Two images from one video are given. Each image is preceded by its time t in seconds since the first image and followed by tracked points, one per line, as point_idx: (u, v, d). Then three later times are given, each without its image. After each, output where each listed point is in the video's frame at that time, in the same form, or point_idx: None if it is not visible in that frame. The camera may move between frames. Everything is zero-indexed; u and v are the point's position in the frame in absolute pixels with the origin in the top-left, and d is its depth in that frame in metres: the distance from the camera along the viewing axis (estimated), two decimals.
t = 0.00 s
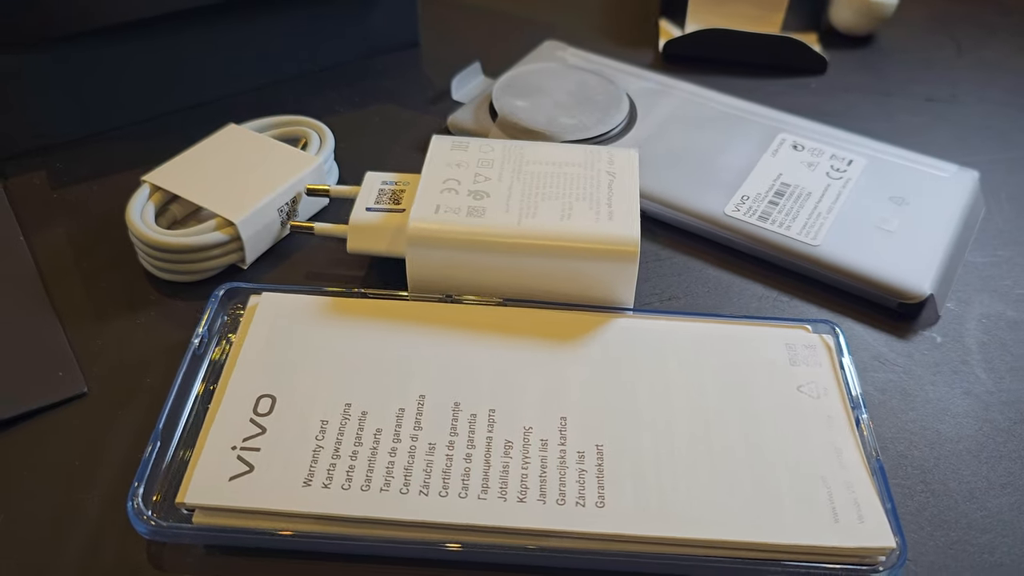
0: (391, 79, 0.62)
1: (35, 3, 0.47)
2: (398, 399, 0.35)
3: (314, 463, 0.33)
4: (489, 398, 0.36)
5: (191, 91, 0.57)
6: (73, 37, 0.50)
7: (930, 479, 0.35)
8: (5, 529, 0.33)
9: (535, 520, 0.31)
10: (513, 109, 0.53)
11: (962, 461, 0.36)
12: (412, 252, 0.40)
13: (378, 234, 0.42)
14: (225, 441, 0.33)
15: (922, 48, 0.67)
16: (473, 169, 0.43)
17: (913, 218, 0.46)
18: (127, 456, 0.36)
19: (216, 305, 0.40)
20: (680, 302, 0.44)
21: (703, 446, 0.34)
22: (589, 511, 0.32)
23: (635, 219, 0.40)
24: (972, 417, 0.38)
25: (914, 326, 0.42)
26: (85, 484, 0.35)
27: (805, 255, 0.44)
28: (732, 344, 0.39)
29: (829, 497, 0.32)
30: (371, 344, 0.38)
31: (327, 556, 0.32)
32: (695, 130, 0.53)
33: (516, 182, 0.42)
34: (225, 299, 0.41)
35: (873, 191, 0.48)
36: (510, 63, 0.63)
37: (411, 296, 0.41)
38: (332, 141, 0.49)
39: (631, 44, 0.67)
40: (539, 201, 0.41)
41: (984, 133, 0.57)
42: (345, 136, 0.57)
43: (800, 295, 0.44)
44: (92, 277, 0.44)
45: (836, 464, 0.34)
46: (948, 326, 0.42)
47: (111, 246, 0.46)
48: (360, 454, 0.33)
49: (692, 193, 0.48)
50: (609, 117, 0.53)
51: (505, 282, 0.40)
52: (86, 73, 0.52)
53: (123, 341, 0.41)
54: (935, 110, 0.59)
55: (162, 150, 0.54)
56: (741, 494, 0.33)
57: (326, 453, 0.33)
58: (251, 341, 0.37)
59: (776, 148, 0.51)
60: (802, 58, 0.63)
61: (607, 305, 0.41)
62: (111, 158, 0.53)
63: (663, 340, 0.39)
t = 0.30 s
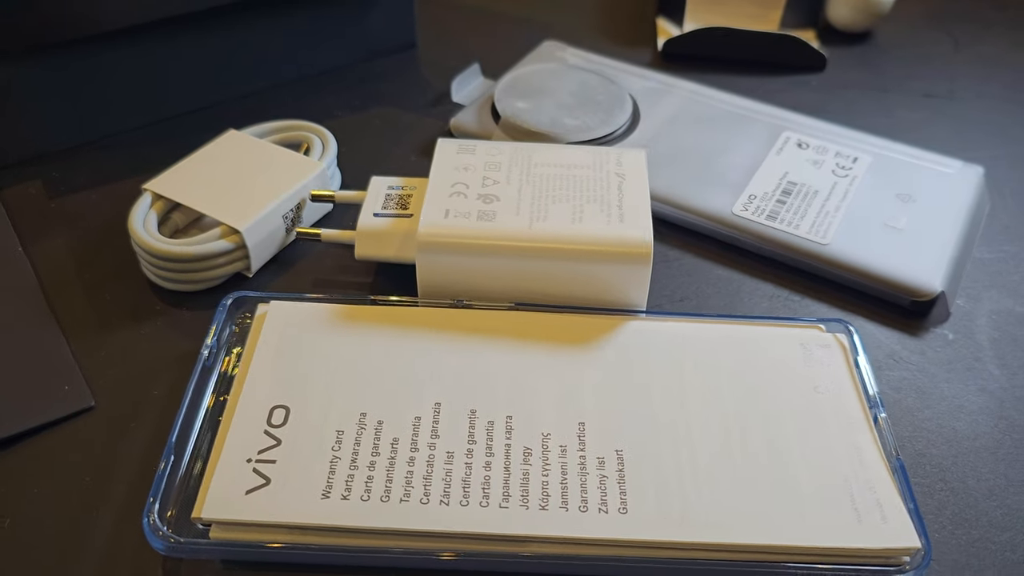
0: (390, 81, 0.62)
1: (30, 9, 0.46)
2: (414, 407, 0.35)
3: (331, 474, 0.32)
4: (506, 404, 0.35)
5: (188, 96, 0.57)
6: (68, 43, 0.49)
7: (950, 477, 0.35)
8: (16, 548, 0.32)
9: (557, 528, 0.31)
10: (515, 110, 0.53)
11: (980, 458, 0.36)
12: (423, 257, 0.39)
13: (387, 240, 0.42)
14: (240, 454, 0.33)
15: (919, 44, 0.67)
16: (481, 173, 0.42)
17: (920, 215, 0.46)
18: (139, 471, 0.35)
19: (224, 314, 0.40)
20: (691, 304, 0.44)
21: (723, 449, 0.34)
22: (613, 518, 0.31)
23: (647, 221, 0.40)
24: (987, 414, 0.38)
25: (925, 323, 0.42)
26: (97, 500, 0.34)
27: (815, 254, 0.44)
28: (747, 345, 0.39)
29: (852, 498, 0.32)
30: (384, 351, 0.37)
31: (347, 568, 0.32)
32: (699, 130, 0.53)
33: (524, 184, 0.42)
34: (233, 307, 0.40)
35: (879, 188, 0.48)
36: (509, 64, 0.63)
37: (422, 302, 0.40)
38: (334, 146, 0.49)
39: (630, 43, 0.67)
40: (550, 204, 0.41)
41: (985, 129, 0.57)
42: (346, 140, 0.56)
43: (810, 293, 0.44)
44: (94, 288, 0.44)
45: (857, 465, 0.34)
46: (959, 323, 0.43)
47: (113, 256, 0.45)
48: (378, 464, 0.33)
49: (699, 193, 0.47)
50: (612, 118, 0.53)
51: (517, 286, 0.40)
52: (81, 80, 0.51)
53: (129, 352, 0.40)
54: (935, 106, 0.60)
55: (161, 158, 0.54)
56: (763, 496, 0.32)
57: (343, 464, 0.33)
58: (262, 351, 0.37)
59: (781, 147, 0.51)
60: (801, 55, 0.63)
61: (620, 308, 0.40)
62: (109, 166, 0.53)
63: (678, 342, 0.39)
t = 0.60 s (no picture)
0: (389, 82, 0.62)
1: (28, 13, 0.46)
2: (430, 408, 0.35)
3: (350, 476, 0.32)
4: (522, 403, 0.35)
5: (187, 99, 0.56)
6: (66, 48, 0.49)
7: (962, 467, 0.36)
8: (33, 557, 0.32)
9: (579, 524, 0.31)
10: (518, 109, 0.53)
11: (990, 447, 0.36)
12: (434, 257, 0.39)
13: (396, 241, 0.42)
14: (257, 458, 0.33)
15: (913, 38, 0.68)
16: (489, 172, 0.42)
17: (923, 208, 0.47)
18: (154, 477, 0.35)
19: (234, 317, 0.39)
20: (699, 300, 0.44)
21: (739, 443, 0.34)
22: (633, 514, 0.31)
23: (656, 219, 0.40)
24: (995, 404, 0.39)
25: (931, 315, 0.43)
26: (113, 507, 0.34)
27: (820, 248, 0.45)
28: (757, 340, 0.39)
29: (868, 488, 0.33)
30: (398, 352, 0.37)
31: (369, 569, 0.32)
32: (701, 126, 0.53)
33: (533, 183, 0.42)
34: (243, 311, 0.40)
35: (881, 182, 0.48)
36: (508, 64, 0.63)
37: (433, 302, 0.40)
38: (338, 147, 0.49)
39: (627, 41, 0.67)
40: (559, 202, 0.41)
41: (981, 122, 0.58)
42: (347, 141, 0.56)
43: (817, 287, 0.44)
44: (100, 293, 0.43)
45: (872, 456, 0.34)
46: (964, 314, 0.43)
47: (118, 261, 0.45)
48: (397, 465, 0.33)
49: (704, 190, 0.48)
50: (614, 116, 0.53)
51: (528, 284, 0.40)
52: (80, 84, 0.51)
53: (138, 358, 0.40)
54: (931, 100, 0.60)
55: (162, 162, 0.53)
56: (781, 489, 0.33)
57: (362, 465, 0.33)
58: (275, 354, 0.37)
59: (783, 143, 0.52)
60: (798, 51, 0.64)
61: (631, 305, 0.41)
62: (109, 171, 0.52)
63: (689, 338, 0.39)
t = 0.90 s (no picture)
0: (390, 82, 0.62)
1: (29, 17, 0.45)
2: (449, 409, 0.35)
3: (373, 479, 0.32)
4: (540, 402, 0.35)
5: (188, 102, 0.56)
6: (67, 52, 0.48)
7: (977, 458, 0.36)
8: (53, 567, 0.32)
9: (603, 523, 0.31)
10: (522, 109, 0.53)
11: (1005, 438, 0.37)
12: (447, 258, 0.39)
13: (407, 242, 0.41)
14: (278, 463, 0.32)
15: (909, 34, 0.68)
16: (499, 172, 0.42)
17: (928, 201, 0.47)
18: (172, 484, 0.35)
19: (247, 322, 0.39)
20: (710, 296, 0.44)
21: (758, 439, 0.34)
22: (657, 511, 0.31)
23: (668, 217, 0.40)
24: (1006, 395, 0.39)
25: (939, 308, 0.43)
26: (132, 516, 0.34)
27: (828, 243, 0.45)
28: (771, 335, 0.39)
29: (887, 481, 0.33)
30: (414, 354, 0.37)
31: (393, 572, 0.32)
32: (705, 123, 0.53)
33: (543, 183, 0.42)
34: (255, 315, 0.40)
35: (885, 177, 0.49)
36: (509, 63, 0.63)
37: (446, 303, 0.40)
38: (344, 149, 0.49)
39: (626, 39, 0.67)
40: (571, 201, 0.41)
41: (980, 115, 0.58)
42: (351, 143, 0.56)
43: (826, 282, 0.45)
44: (108, 299, 0.43)
45: (890, 448, 0.34)
46: (972, 306, 0.43)
47: (125, 267, 0.45)
48: (419, 467, 0.33)
49: (711, 187, 0.48)
50: (619, 114, 0.53)
51: (542, 284, 0.40)
52: (81, 89, 0.50)
53: (150, 364, 0.40)
54: (929, 94, 0.61)
55: (164, 166, 0.53)
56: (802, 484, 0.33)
57: (384, 468, 0.33)
58: (290, 358, 0.37)
59: (787, 139, 0.52)
60: (796, 47, 0.64)
61: (644, 303, 0.41)
62: (111, 175, 0.52)
63: (703, 335, 0.39)
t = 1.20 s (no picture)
0: (391, 82, 0.61)
1: (33, 21, 0.45)
2: (470, 408, 0.35)
3: (398, 480, 0.32)
4: (561, 399, 0.36)
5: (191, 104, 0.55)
6: (70, 56, 0.47)
7: (993, 447, 0.36)
8: None
9: (631, 518, 0.31)
10: (527, 108, 0.53)
11: (1019, 426, 0.37)
12: (462, 257, 0.39)
13: (421, 242, 0.41)
14: (303, 465, 0.32)
15: (905, 27, 0.69)
16: (511, 170, 0.42)
17: (933, 193, 0.47)
18: (193, 489, 0.34)
19: (262, 325, 0.39)
20: (721, 291, 0.44)
21: (779, 432, 0.35)
22: (683, 506, 0.32)
23: (682, 213, 0.40)
24: (1018, 383, 0.40)
25: (948, 298, 0.44)
26: (155, 521, 0.33)
27: (837, 237, 0.45)
28: (785, 329, 0.39)
29: (909, 471, 0.33)
30: (432, 353, 0.37)
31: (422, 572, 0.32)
32: (709, 119, 0.53)
33: (555, 180, 0.42)
34: (270, 317, 0.39)
35: (891, 170, 0.49)
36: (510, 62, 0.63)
37: (462, 303, 0.40)
38: (352, 150, 0.48)
39: (625, 36, 0.67)
40: (584, 198, 0.41)
41: (978, 108, 0.59)
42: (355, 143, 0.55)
43: (835, 275, 0.45)
44: (119, 305, 0.43)
45: (908, 439, 0.34)
46: (981, 296, 0.44)
47: (134, 272, 0.44)
48: (444, 466, 0.33)
49: (719, 182, 0.48)
50: (624, 111, 0.53)
51: (557, 282, 0.40)
52: (84, 93, 0.50)
53: (164, 369, 0.39)
54: (928, 87, 0.61)
55: (168, 169, 0.52)
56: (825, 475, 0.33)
57: (409, 468, 0.32)
58: (308, 360, 0.36)
59: (791, 134, 0.52)
60: (796, 42, 0.64)
61: (658, 299, 0.41)
62: (115, 179, 0.51)
63: (718, 330, 0.39)
